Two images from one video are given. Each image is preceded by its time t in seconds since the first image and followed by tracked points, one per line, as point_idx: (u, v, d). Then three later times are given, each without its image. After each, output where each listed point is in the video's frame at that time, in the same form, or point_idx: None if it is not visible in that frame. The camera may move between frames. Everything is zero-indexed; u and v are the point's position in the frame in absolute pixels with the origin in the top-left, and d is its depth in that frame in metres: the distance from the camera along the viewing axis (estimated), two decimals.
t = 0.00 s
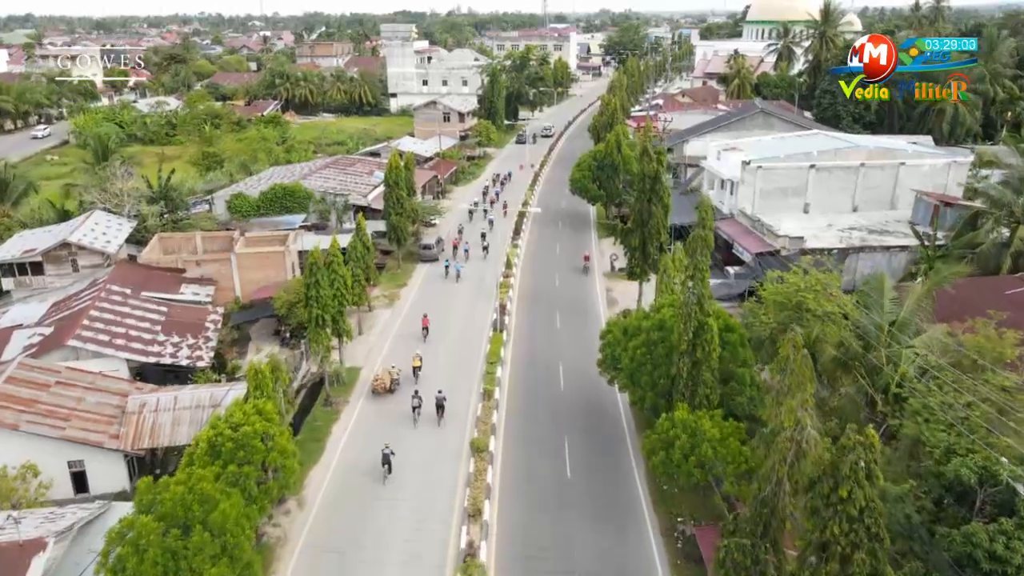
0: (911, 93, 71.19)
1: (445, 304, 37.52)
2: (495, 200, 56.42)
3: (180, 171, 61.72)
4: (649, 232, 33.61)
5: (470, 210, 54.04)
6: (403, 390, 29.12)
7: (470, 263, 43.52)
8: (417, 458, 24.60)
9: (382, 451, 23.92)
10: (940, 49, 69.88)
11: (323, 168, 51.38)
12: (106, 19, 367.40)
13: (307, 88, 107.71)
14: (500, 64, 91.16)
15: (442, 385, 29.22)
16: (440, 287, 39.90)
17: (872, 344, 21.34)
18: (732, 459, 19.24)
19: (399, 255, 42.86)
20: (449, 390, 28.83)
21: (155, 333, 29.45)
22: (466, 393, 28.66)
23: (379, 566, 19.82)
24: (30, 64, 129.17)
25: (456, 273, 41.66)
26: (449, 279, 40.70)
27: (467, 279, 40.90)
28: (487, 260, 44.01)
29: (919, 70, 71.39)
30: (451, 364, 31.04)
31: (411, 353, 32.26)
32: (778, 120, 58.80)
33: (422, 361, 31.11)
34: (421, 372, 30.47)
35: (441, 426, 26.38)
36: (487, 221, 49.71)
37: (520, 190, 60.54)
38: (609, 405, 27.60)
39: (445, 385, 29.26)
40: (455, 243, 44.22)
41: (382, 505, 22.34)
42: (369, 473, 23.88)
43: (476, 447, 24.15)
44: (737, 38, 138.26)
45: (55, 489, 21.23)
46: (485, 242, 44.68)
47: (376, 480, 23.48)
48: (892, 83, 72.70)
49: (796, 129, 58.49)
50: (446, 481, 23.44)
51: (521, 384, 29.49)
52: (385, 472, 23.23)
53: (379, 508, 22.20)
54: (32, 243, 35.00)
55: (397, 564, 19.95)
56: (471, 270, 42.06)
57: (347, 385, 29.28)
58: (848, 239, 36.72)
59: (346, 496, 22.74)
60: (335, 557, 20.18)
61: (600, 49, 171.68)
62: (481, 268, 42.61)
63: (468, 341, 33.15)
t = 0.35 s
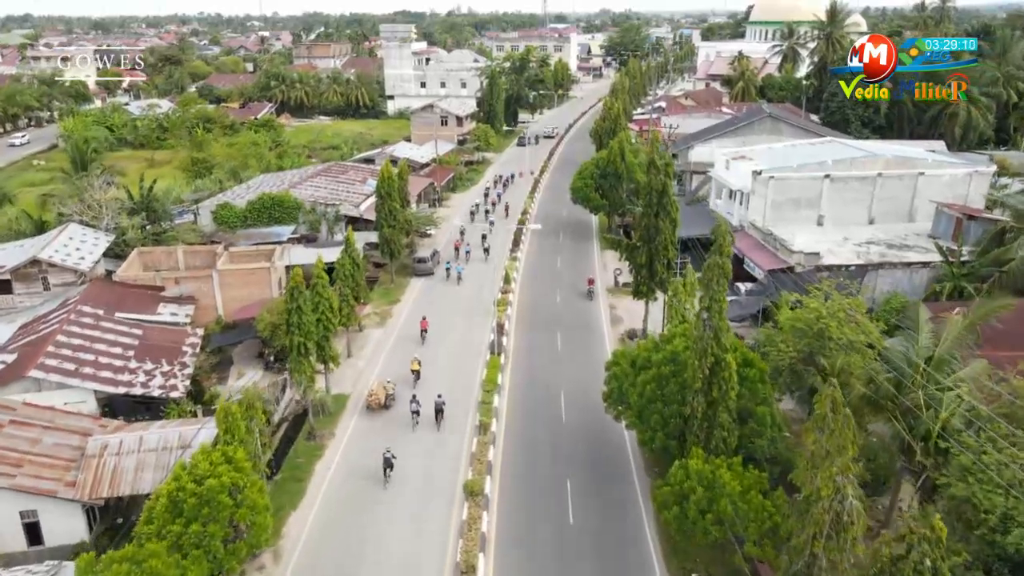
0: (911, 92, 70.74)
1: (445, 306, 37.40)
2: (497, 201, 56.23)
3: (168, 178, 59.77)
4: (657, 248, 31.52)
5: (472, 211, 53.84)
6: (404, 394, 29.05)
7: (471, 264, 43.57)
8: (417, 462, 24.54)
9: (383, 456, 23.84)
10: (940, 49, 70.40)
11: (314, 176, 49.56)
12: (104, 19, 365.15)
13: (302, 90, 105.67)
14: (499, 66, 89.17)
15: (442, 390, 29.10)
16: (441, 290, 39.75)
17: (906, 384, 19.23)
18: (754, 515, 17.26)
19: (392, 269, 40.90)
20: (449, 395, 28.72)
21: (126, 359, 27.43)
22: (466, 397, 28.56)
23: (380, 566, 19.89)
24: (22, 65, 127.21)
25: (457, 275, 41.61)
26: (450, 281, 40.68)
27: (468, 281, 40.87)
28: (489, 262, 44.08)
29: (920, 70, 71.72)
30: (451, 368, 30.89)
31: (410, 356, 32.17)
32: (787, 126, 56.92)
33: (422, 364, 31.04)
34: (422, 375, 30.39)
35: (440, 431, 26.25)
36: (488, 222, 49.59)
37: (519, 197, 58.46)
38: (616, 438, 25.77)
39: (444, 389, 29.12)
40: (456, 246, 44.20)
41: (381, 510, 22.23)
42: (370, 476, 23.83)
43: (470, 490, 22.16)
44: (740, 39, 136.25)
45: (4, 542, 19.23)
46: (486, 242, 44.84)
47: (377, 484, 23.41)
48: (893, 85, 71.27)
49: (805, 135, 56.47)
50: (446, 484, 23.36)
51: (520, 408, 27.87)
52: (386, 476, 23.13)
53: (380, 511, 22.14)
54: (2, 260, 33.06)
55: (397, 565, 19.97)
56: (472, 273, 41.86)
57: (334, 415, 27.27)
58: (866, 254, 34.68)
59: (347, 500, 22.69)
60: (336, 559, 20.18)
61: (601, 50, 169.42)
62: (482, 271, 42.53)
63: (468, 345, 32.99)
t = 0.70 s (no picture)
0: (909, 93, 68.51)
1: (445, 309, 37.30)
2: (498, 202, 56.25)
3: (155, 185, 57.76)
4: (665, 267, 29.43)
5: (474, 213, 54.03)
6: (403, 397, 28.97)
7: (472, 266, 43.56)
8: (417, 466, 24.47)
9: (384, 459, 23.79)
10: (940, 49, 66.78)
11: (305, 184, 47.56)
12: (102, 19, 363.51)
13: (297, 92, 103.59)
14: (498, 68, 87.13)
15: (440, 394, 29.04)
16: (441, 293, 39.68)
17: (948, 433, 17.35)
18: None
19: (384, 284, 38.97)
20: (448, 399, 28.66)
21: (93, 389, 25.43)
22: (466, 402, 28.50)
23: (379, 567, 19.93)
24: (15, 66, 125.19)
25: (458, 276, 41.82)
26: (451, 283, 40.66)
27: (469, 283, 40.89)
28: (490, 263, 44.32)
29: (919, 71, 68.80)
30: (450, 372, 30.82)
31: (409, 360, 32.07)
32: (796, 131, 54.88)
33: (421, 367, 30.98)
34: (421, 378, 30.32)
35: (439, 435, 26.21)
36: (489, 224, 49.67)
37: (519, 205, 56.48)
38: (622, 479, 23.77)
39: (443, 393, 29.06)
40: (457, 247, 44.35)
41: (382, 512, 22.21)
42: (370, 479, 23.78)
43: (464, 540, 20.13)
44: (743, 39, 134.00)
45: None
46: (487, 243, 44.98)
47: (377, 488, 23.34)
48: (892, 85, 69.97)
49: (815, 141, 54.40)
50: (446, 487, 23.36)
51: (521, 432, 26.59)
52: (387, 478, 23.11)
53: (380, 514, 22.11)
54: None
55: (397, 566, 20.04)
56: (473, 275, 41.95)
57: (318, 450, 25.25)
58: (886, 271, 32.59)
59: (347, 503, 22.63)
60: (335, 560, 20.17)
61: (602, 51, 166.93)
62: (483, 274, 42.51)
63: (468, 349, 32.87)
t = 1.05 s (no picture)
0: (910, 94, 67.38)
1: (444, 311, 37.13)
2: (499, 203, 55.93)
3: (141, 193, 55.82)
4: (674, 287, 27.36)
5: (475, 212, 54.14)
6: (401, 400, 28.85)
7: (472, 268, 43.40)
8: (418, 470, 24.37)
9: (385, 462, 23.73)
10: (941, 49, 65.15)
11: (294, 193, 45.60)
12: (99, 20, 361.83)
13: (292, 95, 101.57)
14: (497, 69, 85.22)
15: (439, 397, 28.87)
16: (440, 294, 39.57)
17: (1003, 495, 15.64)
18: None
19: (376, 299, 36.99)
20: (447, 402, 28.55)
21: (55, 424, 23.42)
22: (467, 405, 28.35)
23: (379, 568, 19.95)
24: (6, 67, 123.20)
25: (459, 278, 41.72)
26: (451, 284, 40.61)
27: (470, 285, 40.83)
28: (491, 265, 44.35)
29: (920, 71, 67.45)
30: (450, 374, 30.72)
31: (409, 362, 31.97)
32: (806, 136, 52.84)
33: (421, 369, 30.90)
34: (421, 380, 30.23)
35: (438, 439, 26.11)
36: (490, 225, 49.66)
37: (518, 213, 54.34)
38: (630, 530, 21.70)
39: (441, 396, 28.89)
40: (459, 247, 44.51)
41: (381, 515, 22.15)
42: (370, 482, 23.73)
43: None
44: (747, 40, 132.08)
45: None
46: (489, 245, 45.07)
47: (378, 491, 23.30)
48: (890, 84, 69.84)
49: (826, 146, 52.42)
50: (446, 490, 23.32)
51: (521, 446, 25.92)
52: (388, 482, 23.07)
53: (381, 517, 22.07)
54: None
55: (397, 566, 20.04)
56: (473, 276, 42.15)
57: (299, 491, 23.19)
58: (910, 290, 30.45)
59: (347, 506, 22.59)
60: (335, 561, 20.20)
61: (603, 52, 164.79)
62: (485, 275, 42.50)
63: (468, 351, 32.70)
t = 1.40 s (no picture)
0: (909, 93, 66.54)
1: (445, 312, 36.98)
2: (501, 203, 55.45)
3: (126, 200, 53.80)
4: (686, 310, 25.25)
5: (477, 213, 53.91)
6: (402, 402, 28.62)
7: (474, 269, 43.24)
8: (421, 471, 24.21)
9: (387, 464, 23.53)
10: (941, 49, 64.74)
11: (283, 202, 43.55)
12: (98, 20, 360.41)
13: (287, 97, 99.40)
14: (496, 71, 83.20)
15: (439, 400, 28.60)
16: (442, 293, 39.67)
17: None
18: None
19: (366, 315, 34.95)
20: (447, 404, 28.29)
21: (8, 463, 21.36)
22: (468, 407, 28.10)
23: (379, 568, 19.87)
24: None
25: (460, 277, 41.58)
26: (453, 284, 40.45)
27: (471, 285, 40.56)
28: (493, 264, 44.24)
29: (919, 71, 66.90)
30: (450, 375, 30.49)
31: (409, 363, 31.76)
32: (817, 141, 50.66)
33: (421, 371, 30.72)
34: (421, 382, 30.00)
35: (439, 441, 25.86)
36: (492, 225, 49.46)
37: (516, 222, 52.10)
38: None
39: (440, 399, 28.61)
40: (460, 248, 44.56)
41: (381, 517, 22.01)
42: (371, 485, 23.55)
43: None
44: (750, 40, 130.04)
45: None
46: (490, 245, 44.90)
47: (381, 493, 23.11)
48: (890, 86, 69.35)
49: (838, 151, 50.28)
50: (447, 492, 23.18)
51: (522, 452, 25.47)
52: (391, 483, 22.93)
53: (381, 518, 21.90)
54: None
55: (397, 567, 19.94)
56: (475, 276, 41.96)
57: (276, 537, 21.09)
58: (938, 310, 28.31)
59: (349, 509, 22.39)
60: (336, 562, 20.07)
61: (603, 52, 162.46)
62: (486, 275, 42.25)
63: (469, 352, 32.46)
